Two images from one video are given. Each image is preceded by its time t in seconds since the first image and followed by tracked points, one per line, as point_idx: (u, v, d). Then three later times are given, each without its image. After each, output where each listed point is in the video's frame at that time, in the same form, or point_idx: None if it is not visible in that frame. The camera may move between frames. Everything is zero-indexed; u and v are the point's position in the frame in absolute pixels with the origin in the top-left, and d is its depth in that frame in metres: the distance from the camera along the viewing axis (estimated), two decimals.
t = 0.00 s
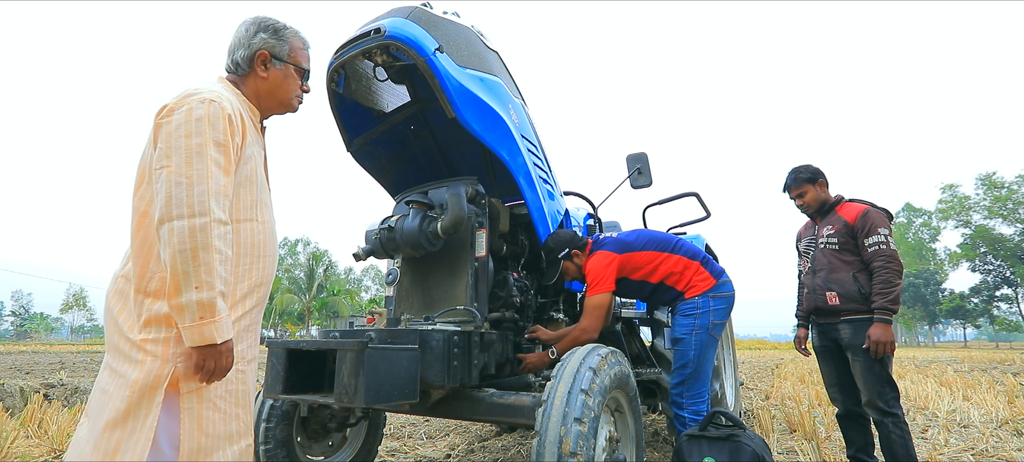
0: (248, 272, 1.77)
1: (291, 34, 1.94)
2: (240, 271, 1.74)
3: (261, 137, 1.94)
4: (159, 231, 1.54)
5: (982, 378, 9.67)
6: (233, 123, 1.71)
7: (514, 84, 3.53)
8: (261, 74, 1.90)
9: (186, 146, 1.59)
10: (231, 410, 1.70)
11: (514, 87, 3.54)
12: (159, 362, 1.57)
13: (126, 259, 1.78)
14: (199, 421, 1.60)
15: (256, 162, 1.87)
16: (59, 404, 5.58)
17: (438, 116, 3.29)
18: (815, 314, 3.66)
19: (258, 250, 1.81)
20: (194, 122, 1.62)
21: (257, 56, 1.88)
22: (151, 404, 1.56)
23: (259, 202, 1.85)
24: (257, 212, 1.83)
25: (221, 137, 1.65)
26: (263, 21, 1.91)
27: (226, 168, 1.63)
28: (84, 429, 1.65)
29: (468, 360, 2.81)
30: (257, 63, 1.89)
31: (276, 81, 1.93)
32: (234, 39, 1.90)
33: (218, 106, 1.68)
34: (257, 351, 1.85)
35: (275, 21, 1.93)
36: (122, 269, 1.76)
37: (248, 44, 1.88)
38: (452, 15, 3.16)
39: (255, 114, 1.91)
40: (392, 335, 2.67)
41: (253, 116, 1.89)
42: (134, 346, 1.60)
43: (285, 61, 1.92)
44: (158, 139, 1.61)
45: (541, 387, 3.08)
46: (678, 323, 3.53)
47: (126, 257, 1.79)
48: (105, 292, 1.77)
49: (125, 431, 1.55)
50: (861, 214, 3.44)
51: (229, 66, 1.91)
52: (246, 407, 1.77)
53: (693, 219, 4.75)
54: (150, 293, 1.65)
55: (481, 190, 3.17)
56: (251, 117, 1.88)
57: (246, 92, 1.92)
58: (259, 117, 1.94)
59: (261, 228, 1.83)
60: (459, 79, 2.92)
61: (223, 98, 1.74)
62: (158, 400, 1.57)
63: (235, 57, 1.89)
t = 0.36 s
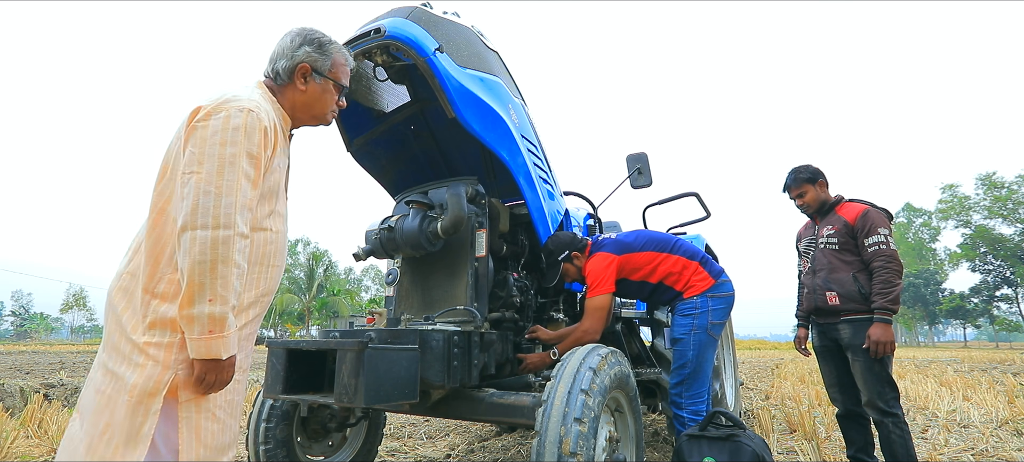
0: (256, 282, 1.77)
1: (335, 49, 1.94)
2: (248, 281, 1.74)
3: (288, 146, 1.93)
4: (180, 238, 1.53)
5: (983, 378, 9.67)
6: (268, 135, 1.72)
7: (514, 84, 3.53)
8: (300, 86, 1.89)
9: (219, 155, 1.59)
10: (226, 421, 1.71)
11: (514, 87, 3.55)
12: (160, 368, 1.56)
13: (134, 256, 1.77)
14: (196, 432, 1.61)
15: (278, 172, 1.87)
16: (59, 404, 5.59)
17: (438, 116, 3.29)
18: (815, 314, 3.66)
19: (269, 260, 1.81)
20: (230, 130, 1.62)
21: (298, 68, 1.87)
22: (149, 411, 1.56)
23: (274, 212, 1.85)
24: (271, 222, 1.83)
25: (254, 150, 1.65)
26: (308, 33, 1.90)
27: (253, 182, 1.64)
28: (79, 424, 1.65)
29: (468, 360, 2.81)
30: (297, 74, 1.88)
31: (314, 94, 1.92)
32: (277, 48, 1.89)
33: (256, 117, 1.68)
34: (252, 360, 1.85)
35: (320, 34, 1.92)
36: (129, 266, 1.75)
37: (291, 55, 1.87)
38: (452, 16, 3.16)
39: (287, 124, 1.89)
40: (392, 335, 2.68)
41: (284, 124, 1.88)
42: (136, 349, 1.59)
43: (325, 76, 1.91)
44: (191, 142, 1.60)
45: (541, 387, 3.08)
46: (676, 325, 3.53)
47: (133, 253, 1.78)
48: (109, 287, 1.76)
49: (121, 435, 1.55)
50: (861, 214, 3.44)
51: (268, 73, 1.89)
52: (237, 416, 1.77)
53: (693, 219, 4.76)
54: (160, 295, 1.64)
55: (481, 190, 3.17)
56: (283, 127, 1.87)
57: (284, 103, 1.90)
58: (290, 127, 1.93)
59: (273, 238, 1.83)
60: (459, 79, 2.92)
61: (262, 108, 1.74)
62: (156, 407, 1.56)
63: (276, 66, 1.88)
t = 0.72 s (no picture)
0: (268, 278, 1.76)
1: (345, 66, 1.89)
2: (260, 277, 1.74)
3: (296, 157, 1.95)
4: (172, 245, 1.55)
5: (982, 378, 9.67)
6: (257, 144, 1.70)
7: (514, 84, 3.53)
8: (306, 102, 1.88)
9: (205, 165, 1.59)
10: (250, 410, 1.69)
11: (515, 87, 3.55)
12: (181, 353, 1.57)
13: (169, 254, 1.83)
14: (216, 417, 1.60)
15: (285, 177, 1.86)
16: (59, 404, 5.59)
17: (438, 116, 3.28)
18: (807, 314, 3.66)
19: (287, 257, 1.82)
20: (216, 141, 1.62)
21: (305, 84, 1.86)
22: (173, 395, 1.57)
23: (286, 212, 1.85)
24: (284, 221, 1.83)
25: (240, 157, 1.63)
26: (320, 48, 1.86)
27: (240, 187, 1.61)
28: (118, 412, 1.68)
29: (468, 360, 2.81)
30: (304, 90, 1.87)
31: (320, 109, 1.90)
32: (290, 62, 1.88)
33: (241, 127, 1.67)
34: (280, 353, 1.84)
35: (332, 50, 1.88)
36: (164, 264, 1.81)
37: (300, 70, 1.85)
38: (452, 15, 3.16)
39: (291, 133, 1.92)
40: (392, 335, 2.68)
41: (288, 133, 1.90)
42: (164, 337, 1.62)
43: (332, 93, 1.88)
44: (184, 156, 1.63)
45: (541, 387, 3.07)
46: (676, 326, 3.52)
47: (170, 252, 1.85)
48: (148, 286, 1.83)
49: (148, 420, 1.56)
50: (851, 216, 3.46)
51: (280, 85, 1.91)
52: (263, 407, 1.76)
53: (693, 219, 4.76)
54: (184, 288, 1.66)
55: (481, 190, 3.17)
56: (285, 139, 1.89)
57: (291, 116, 1.91)
58: (296, 138, 1.95)
59: (287, 236, 1.83)
60: (459, 79, 2.92)
61: (250, 118, 1.73)
62: (179, 391, 1.57)
63: (286, 81, 1.88)
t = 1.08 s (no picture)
0: (269, 280, 1.76)
1: (346, 68, 1.89)
2: (262, 279, 1.74)
3: (298, 159, 1.95)
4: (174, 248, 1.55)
5: (983, 378, 9.67)
6: (259, 147, 1.70)
7: (514, 84, 3.54)
8: (308, 104, 1.88)
9: (207, 168, 1.59)
10: (250, 410, 1.69)
11: (515, 87, 3.55)
12: (183, 353, 1.57)
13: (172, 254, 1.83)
14: (217, 416, 1.61)
15: (286, 179, 1.86)
16: (59, 404, 5.59)
17: (438, 116, 3.28)
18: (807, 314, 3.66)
19: (288, 259, 1.83)
20: (218, 144, 1.62)
21: (307, 87, 1.85)
22: (175, 395, 1.56)
23: (287, 214, 1.85)
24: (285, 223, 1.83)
25: (241, 161, 1.63)
26: (321, 51, 1.86)
27: (241, 190, 1.61)
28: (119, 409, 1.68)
29: (468, 360, 2.81)
30: (306, 93, 1.86)
31: (322, 112, 1.90)
32: (291, 65, 1.88)
33: (242, 130, 1.67)
34: (280, 354, 1.84)
35: (334, 53, 1.87)
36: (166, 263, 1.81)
37: (302, 73, 1.85)
38: (452, 15, 3.16)
39: (294, 134, 1.92)
40: (392, 335, 2.69)
41: (290, 135, 1.90)
42: (167, 337, 1.62)
43: (334, 95, 1.88)
44: (186, 158, 1.63)
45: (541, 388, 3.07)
46: (675, 326, 3.52)
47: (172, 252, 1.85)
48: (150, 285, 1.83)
49: (150, 419, 1.56)
50: (851, 216, 3.46)
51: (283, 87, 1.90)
52: (263, 407, 1.76)
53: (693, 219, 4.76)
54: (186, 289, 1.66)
55: (481, 190, 3.17)
56: (287, 141, 1.88)
57: (293, 119, 1.91)
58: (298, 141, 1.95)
59: (288, 237, 1.83)
60: (459, 79, 2.92)
61: (252, 121, 1.73)
62: (181, 390, 1.57)
63: (288, 83, 1.88)
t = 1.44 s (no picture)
0: (272, 282, 1.76)
1: (348, 70, 1.89)
2: (264, 281, 1.74)
3: (299, 161, 1.95)
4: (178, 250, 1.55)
5: (982, 378, 9.66)
6: (262, 150, 1.70)
7: (514, 83, 3.54)
8: (310, 106, 1.88)
9: (210, 172, 1.59)
10: (251, 410, 1.70)
11: (515, 87, 3.55)
12: (186, 353, 1.57)
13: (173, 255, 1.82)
14: (219, 416, 1.61)
15: (288, 181, 1.86)
16: (59, 404, 5.59)
17: (438, 116, 3.28)
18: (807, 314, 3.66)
19: (291, 260, 1.83)
20: (221, 148, 1.62)
21: (309, 89, 1.85)
22: (177, 394, 1.56)
23: (289, 216, 1.85)
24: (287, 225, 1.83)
25: (245, 164, 1.63)
26: (323, 53, 1.86)
27: (245, 194, 1.61)
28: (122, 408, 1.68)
29: (468, 360, 2.81)
30: (307, 95, 1.86)
31: (323, 114, 1.90)
32: (293, 67, 1.87)
33: (246, 133, 1.67)
34: (281, 354, 1.84)
35: (335, 54, 1.87)
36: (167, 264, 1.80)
37: (304, 75, 1.85)
38: (452, 15, 3.16)
39: (296, 136, 1.91)
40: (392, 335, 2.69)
41: (292, 137, 1.90)
42: (169, 338, 1.62)
43: (336, 97, 1.88)
44: (189, 161, 1.62)
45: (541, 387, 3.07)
46: (674, 326, 3.53)
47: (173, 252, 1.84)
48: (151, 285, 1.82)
49: (152, 418, 1.56)
50: (852, 216, 3.45)
51: (285, 89, 1.90)
52: (263, 407, 1.76)
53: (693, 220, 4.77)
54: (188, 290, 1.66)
55: (481, 190, 3.17)
56: (289, 142, 1.88)
57: (295, 121, 1.91)
58: (299, 143, 1.94)
59: (290, 239, 1.83)
60: (459, 79, 2.92)
61: (255, 124, 1.73)
62: (184, 390, 1.57)
63: (289, 86, 1.87)
